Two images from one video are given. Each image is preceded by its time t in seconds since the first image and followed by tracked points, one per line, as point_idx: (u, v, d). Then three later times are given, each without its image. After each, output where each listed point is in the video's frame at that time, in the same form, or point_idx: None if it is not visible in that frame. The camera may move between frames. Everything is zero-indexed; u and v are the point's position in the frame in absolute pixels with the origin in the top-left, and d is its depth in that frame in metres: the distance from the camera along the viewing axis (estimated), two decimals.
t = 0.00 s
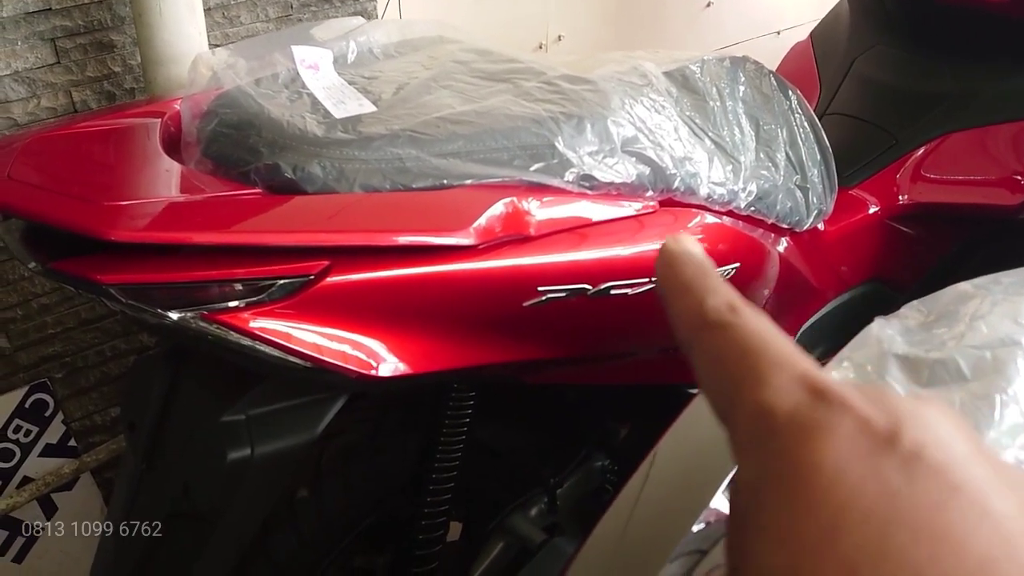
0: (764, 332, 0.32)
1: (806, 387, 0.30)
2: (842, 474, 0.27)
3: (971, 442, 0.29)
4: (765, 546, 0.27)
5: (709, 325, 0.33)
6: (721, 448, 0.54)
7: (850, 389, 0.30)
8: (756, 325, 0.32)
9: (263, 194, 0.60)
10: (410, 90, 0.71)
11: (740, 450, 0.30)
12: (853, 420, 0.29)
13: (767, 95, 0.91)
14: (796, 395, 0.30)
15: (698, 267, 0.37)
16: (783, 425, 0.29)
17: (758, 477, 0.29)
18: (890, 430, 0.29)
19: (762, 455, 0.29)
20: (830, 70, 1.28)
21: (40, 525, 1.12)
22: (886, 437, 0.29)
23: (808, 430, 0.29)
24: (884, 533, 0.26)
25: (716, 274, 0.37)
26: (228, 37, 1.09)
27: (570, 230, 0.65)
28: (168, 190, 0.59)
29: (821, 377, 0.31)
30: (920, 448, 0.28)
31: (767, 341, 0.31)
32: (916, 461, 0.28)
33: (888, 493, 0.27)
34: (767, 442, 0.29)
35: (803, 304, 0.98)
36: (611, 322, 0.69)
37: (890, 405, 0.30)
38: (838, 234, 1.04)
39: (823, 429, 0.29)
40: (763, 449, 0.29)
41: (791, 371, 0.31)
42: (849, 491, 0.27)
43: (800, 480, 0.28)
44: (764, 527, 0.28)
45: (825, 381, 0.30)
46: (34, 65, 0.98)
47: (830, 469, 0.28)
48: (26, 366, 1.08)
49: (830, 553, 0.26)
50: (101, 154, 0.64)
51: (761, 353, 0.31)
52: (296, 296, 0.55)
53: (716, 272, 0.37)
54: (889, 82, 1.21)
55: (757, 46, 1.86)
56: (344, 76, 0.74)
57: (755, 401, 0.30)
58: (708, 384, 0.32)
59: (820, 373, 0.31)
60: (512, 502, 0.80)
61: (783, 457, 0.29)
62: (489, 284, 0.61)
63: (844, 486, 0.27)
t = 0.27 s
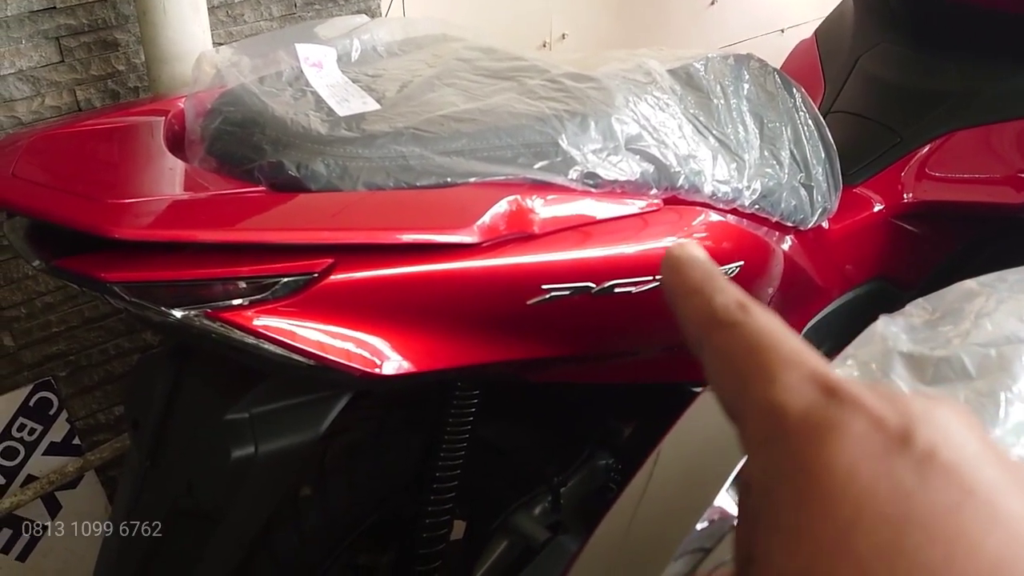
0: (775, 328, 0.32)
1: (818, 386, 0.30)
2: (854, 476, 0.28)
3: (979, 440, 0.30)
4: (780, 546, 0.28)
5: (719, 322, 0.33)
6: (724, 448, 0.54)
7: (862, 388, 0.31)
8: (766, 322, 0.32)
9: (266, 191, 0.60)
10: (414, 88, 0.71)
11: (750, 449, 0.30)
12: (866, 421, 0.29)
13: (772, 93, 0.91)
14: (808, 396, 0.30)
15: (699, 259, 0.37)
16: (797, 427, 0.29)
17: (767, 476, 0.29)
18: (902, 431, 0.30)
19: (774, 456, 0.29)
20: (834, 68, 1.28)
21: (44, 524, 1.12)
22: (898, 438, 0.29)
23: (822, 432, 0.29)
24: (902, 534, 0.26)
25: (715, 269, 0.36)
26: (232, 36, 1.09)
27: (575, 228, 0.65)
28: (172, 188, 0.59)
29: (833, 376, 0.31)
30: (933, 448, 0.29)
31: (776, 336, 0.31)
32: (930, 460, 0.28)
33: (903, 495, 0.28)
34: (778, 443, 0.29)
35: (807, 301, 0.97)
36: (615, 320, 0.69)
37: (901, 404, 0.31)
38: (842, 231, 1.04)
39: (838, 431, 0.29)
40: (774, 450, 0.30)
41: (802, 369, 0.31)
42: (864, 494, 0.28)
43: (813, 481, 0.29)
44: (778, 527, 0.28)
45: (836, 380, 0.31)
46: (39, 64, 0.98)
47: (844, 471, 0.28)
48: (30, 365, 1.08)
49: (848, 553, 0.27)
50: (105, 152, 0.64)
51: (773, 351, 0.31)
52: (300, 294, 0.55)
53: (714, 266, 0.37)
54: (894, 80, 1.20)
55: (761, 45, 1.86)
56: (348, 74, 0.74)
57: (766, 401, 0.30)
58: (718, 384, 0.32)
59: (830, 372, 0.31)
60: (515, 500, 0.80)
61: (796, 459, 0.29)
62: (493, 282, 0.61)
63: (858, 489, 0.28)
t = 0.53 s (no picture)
0: (802, 347, 0.42)
1: (848, 404, 0.39)
2: (888, 490, 0.35)
3: (1010, 458, 0.37)
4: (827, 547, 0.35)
5: (750, 342, 0.44)
6: (728, 449, 0.54)
7: (894, 406, 0.39)
8: (796, 341, 0.43)
9: (268, 188, 0.59)
10: (416, 85, 0.71)
11: (782, 460, 0.39)
12: (890, 430, 0.38)
13: (775, 92, 0.91)
14: (845, 415, 0.38)
15: (732, 297, 0.49)
16: (833, 441, 0.37)
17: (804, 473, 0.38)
18: (938, 448, 0.37)
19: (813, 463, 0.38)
20: (837, 67, 1.28)
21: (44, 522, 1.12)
22: (926, 450, 0.37)
23: (856, 445, 0.37)
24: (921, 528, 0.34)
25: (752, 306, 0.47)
26: (234, 33, 1.09)
27: (577, 227, 0.65)
28: (173, 185, 0.59)
29: (866, 397, 0.39)
30: (950, 455, 0.36)
31: (810, 360, 0.41)
32: (960, 479, 0.35)
33: (932, 507, 0.34)
34: (821, 454, 0.37)
35: (810, 300, 0.97)
36: (617, 318, 0.69)
37: (937, 424, 0.38)
38: (846, 230, 1.03)
39: (870, 444, 0.37)
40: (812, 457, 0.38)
41: (833, 388, 0.40)
42: (911, 517, 0.34)
43: (859, 496, 0.35)
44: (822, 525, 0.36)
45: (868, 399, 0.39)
46: (40, 61, 0.98)
47: (885, 488, 0.35)
48: (31, 363, 1.08)
49: (892, 557, 0.33)
50: (106, 149, 0.64)
51: (808, 372, 0.41)
52: (302, 291, 0.55)
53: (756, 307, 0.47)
54: (897, 79, 1.20)
55: (764, 44, 1.86)
56: (349, 71, 0.73)
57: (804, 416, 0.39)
58: (748, 387, 0.42)
59: (863, 393, 0.40)
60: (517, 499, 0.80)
61: (836, 470, 0.37)
62: (495, 280, 0.61)
63: (893, 501, 0.35)
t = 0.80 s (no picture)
0: (830, 362, 0.38)
1: (876, 426, 0.35)
2: (915, 510, 0.31)
3: None
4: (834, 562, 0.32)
5: (772, 356, 0.39)
6: (727, 452, 0.54)
7: (926, 431, 0.35)
8: (818, 356, 0.38)
9: (261, 189, 0.59)
10: (412, 85, 0.70)
11: (809, 485, 0.35)
12: (918, 456, 0.34)
13: (774, 92, 0.91)
14: (873, 439, 0.34)
15: (746, 297, 0.45)
16: (861, 467, 0.33)
17: (833, 500, 0.33)
18: (968, 477, 0.33)
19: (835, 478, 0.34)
20: (837, 67, 1.27)
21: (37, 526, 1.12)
22: (962, 481, 0.33)
23: (883, 463, 0.33)
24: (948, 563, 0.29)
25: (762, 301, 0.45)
26: (230, 32, 1.09)
27: (574, 228, 0.64)
28: (168, 186, 0.58)
29: (893, 419, 0.35)
30: (973, 481, 0.32)
31: (835, 385, 0.37)
32: (968, 495, 0.32)
33: (935, 514, 0.31)
34: (845, 479, 0.33)
35: (808, 301, 0.97)
36: (615, 320, 0.68)
37: (968, 453, 0.34)
38: (845, 231, 1.03)
39: (896, 463, 0.33)
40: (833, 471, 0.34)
41: (863, 412, 0.36)
42: (934, 549, 0.30)
43: (863, 505, 0.32)
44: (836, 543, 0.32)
45: (900, 423, 0.35)
46: (35, 60, 0.97)
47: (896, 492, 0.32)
48: (24, 364, 1.08)
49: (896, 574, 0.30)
50: (98, 149, 0.63)
51: (831, 392, 0.36)
52: (294, 294, 0.54)
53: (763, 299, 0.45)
54: (897, 79, 1.19)
55: (764, 45, 1.85)
56: (345, 71, 0.73)
57: (827, 434, 0.35)
58: (779, 410, 0.38)
59: (889, 414, 0.36)
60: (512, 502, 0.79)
61: (849, 484, 0.33)
62: (490, 281, 0.60)
63: (916, 522, 0.31)
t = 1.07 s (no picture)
0: (864, 328, 0.36)
1: (905, 406, 0.34)
2: (929, 498, 0.31)
3: None
4: (849, 536, 0.32)
5: (807, 319, 0.37)
6: (687, 466, 0.52)
7: (955, 415, 0.34)
8: (854, 324, 0.36)
9: (210, 210, 0.58)
10: (365, 100, 0.69)
11: (832, 461, 0.34)
12: (936, 433, 0.33)
13: (731, 102, 0.91)
14: (899, 415, 0.33)
15: (798, 245, 0.40)
16: (880, 445, 0.33)
17: (851, 470, 0.33)
18: (990, 466, 0.32)
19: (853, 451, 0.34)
20: (796, 75, 1.27)
21: None
22: (981, 465, 0.32)
23: (907, 443, 0.33)
24: (958, 558, 0.30)
25: (812, 251, 0.40)
26: (185, 42, 1.07)
27: (530, 245, 0.64)
28: (118, 206, 0.57)
29: (921, 396, 0.34)
30: (992, 471, 0.32)
31: (869, 362, 0.35)
32: (980, 490, 0.31)
33: (948, 504, 0.31)
34: (864, 458, 0.33)
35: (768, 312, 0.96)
36: (572, 337, 0.68)
37: (996, 440, 0.33)
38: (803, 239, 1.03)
39: (916, 442, 0.33)
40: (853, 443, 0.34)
41: (891, 387, 0.34)
42: (934, 525, 0.31)
43: (878, 486, 0.32)
44: (852, 516, 0.32)
45: (929, 401, 0.34)
46: None
47: (915, 484, 0.32)
48: None
49: (914, 561, 0.30)
50: (44, 168, 0.62)
51: (860, 365, 0.35)
52: (244, 316, 0.53)
53: (813, 250, 0.41)
54: (856, 86, 1.20)
55: (725, 52, 1.85)
56: (297, 86, 0.72)
57: (851, 409, 0.34)
58: (806, 380, 0.36)
59: (919, 389, 0.34)
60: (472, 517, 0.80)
61: (869, 463, 0.33)
62: (445, 300, 0.60)
63: (934, 514, 0.31)
